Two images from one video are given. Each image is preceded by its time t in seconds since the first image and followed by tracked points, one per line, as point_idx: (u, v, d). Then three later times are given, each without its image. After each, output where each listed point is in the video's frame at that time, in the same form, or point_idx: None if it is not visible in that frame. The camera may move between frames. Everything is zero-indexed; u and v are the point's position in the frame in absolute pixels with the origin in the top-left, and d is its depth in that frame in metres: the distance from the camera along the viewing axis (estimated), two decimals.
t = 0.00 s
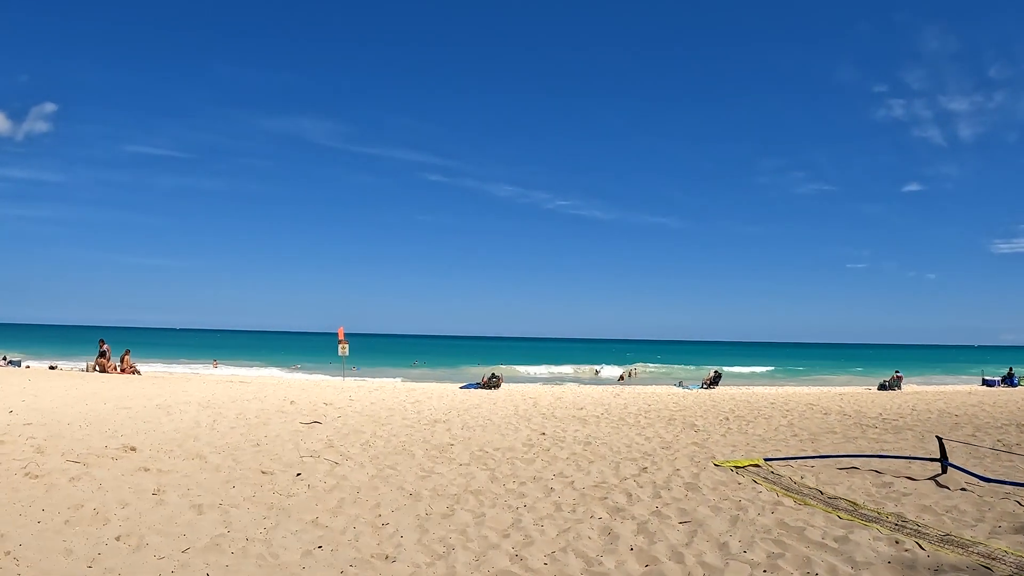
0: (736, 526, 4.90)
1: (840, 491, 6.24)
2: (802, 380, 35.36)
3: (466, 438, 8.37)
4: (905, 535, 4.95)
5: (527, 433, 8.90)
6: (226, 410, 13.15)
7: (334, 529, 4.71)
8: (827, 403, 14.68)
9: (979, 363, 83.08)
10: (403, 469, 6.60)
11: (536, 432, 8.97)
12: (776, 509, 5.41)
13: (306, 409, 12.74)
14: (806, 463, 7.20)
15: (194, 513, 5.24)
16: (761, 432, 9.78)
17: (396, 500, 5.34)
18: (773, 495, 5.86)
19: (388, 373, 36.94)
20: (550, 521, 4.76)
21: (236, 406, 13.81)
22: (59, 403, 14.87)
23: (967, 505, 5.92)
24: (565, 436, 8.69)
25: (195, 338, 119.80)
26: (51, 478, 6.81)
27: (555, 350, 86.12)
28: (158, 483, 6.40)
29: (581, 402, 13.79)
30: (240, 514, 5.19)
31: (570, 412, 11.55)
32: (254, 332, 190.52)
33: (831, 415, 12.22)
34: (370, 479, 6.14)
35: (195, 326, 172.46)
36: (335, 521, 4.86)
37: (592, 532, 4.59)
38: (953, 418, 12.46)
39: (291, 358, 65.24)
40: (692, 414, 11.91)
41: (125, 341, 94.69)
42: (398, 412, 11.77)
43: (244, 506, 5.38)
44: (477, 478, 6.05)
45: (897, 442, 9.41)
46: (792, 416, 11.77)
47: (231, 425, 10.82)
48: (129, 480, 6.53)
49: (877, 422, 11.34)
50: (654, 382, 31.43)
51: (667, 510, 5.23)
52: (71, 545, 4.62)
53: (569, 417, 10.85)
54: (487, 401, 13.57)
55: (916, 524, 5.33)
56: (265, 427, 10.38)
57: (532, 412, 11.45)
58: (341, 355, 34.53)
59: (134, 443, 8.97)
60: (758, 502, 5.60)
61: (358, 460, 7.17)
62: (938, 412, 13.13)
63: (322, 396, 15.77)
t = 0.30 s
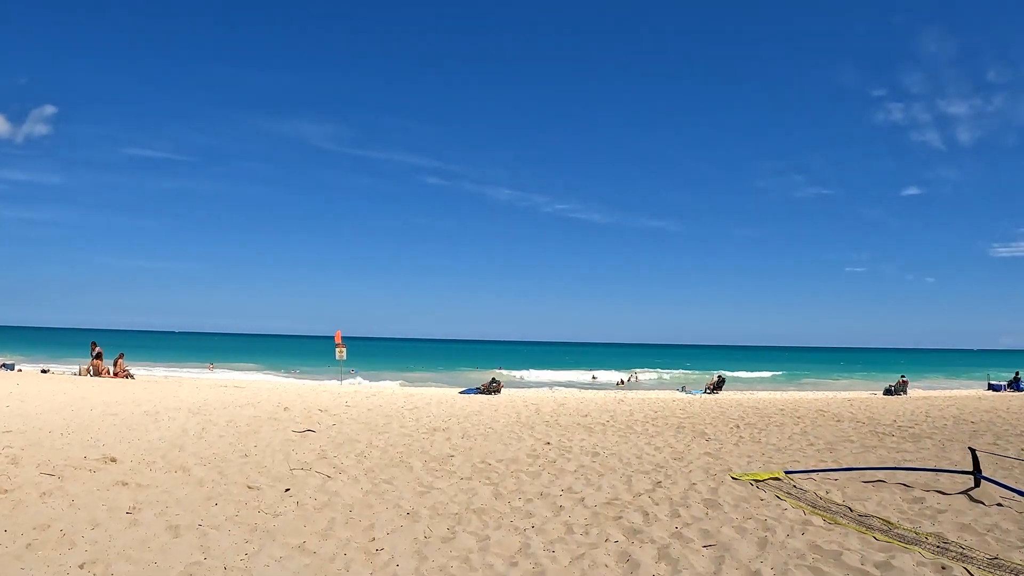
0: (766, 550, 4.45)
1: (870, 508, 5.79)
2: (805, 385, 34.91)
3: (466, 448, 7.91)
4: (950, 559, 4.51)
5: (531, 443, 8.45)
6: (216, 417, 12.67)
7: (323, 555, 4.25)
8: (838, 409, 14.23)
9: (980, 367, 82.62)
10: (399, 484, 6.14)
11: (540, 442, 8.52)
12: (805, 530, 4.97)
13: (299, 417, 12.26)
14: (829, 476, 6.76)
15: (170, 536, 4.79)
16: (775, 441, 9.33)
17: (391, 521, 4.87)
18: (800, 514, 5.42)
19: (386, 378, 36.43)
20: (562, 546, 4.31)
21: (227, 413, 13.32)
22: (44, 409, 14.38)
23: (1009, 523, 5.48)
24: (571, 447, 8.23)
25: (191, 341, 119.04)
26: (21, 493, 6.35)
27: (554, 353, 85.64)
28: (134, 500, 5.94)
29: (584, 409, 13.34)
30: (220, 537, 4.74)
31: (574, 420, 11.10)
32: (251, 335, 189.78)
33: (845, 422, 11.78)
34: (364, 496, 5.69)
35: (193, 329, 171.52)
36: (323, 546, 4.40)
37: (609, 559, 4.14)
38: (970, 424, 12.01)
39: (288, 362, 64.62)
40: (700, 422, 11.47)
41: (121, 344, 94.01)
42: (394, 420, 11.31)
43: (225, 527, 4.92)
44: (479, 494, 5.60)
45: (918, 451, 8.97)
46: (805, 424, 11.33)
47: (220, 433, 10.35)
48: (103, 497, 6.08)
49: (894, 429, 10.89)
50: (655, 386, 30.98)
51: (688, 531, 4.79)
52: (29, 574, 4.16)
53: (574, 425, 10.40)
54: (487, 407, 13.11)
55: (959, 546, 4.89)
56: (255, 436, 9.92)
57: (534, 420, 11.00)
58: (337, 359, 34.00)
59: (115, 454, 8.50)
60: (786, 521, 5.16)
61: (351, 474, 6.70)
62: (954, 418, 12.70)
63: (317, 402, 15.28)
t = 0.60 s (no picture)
0: (797, 572, 4.04)
1: (900, 522, 5.40)
2: (806, 389, 34.55)
3: (464, 456, 7.50)
4: None
5: (533, 451, 8.03)
6: (204, 423, 12.21)
7: None
8: (847, 414, 13.84)
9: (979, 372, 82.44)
10: (393, 496, 5.72)
11: (542, 450, 8.11)
12: (836, 548, 4.56)
13: (291, 423, 11.80)
14: (852, 486, 6.36)
15: (139, 556, 4.37)
16: (787, 448, 8.93)
17: (384, 539, 4.45)
18: (827, 529, 5.01)
19: (382, 383, 35.91)
20: (572, 569, 3.90)
21: (216, 419, 12.86)
22: (26, 414, 13.89)
23: None
24: (575, 455, 7.81)
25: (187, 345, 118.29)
26: None
27: (551, 358, 85.23)
28: (105, 515, 5.52)
29: (586, 414, 12.92)
30: (195, 557, 4.31)
31: (577, 426, 10.69)
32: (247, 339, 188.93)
33: (856, 427, 11.40)
34: (355, 510, 5.26)
35: (188, 334, 170.38)
36: (308, 569, 3.98)
37: None
38: (985, 429, 11.63)
39: (284, 366, 63.98)
40: (707, 428, 11.06)
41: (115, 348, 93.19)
42: (389, 427, 10.87)
43: (200, 546, 4.50)
44: (480, 509, 5.17)
45: (938, 458, 8.58)
46: (815, 430, 10.92)
47: (207, 441, 9.89)
48: (73, 511, 5.65)
49: (908, 435, 10.50)
50: (655, 392, 30.56)
51: (709, 550, 4.38)
52: None
53: (576, 431, 10.01)
54: (485, 413, 12.70)
55: (1003, 563, 4.49)
56: (243, 444, 9.50)
57: (535, 426, 10.57)
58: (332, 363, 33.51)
59: (92, 463, 8.07)
60: (813, 538, 4.75)
61: (342, 485, 6.28)
62: (967, 423, 12.33)
63: (310, 407, 14.84)
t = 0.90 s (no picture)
0: None
1: (941, 539, 4.97)
2: (806, 393, 34.23)
3: (465, 467, 7.05)
4: None
5: (537, 461, 7.58)
6: (191, 431, 11.68)
7: None
8: (858, 420, 13.42)
9: (975, 375, 82.34)
10: (389, 513, 5.26)
11: (548, 459, 7.65)
12: (881, 572, 4.13)
13: (282, 430, 11.30)
14: (882, 500, 5.93)
15: None
16: (803, 457, 8.50)
17: (381, 566, 3.98)
18: (865, 549, 4.59)
19: (378, 387, 35.31)
20: None
21: (204, 425, 12.33)
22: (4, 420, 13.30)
23: None
24: (583, 465, 7.36)
25: (180, 348, 117.25)
26: None
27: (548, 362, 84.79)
28: (72, 536, 5.04)
29: (589, 420, 12.46)
30: None
31: (581, 433, 10.24)
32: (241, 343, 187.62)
33: (870, 434, 10.99)
34: (348, 531, 4.80)
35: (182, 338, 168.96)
36: None
37: None
38: (1002, 434, 11.24)
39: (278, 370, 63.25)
40: (716, 434, 10.63)
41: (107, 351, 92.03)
42: (385, 435, 10.39)
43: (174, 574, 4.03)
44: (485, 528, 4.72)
45: (962, 466, 8.16)
46: (828, 436, 10.51)
47: (191, 450, 9.39)
48: (36, 531, 5.16)
49: (925, 442, 10.09)
50: (655, 397, 30.12)
51: None
52: None
53: (580, 439, 9.55)
54: (484, 420, 12.23)
55: None
56: (229, 454, 9.00)
57: (537, 433, 10.12)
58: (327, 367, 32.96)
59: (66, 475, 7.56)
60: (853, 561, 4.32)
61: (333, 501, 5.81)
62: (983, 428, 11.94)
63: (303, 413, 14.32)
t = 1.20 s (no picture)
0: None
1: (980, 563, 4.61)
2: (804, 398, 34.04)
3: (464, 484, 6.65)
4: None
5: (539, 476, 7.18)
6: (176, 442, 11.23)
7: None
8: (864, 429, 13.11)
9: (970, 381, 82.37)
10: (383, 538, 4.86)
11: (551, 474, 7.26)
12: None
13: (271, 442, 10.86)
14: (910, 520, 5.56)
15: None
16: (817, 470, 8.14)
17: None
18: None
19: (371, 394, 34.80)
20: None
21: (190, 436, 11.87)
22: None
23: None
24: (588, 481, 6.97)
25: (172, 354, 116.19)
26: None
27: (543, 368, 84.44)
28: (37, 564, 4.64)
29: (590, 430, 12.07)
30: None
31: (582, 445, 9.86)
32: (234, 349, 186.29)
33: (880, 444, 10.67)
34: (337, 559, 4.40)
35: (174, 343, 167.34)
36: None
37: None
38: (1015, 443, 10.93)
39: (270, 376, 62.50)
40: (722, 445, 10.26)
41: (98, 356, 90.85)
42: (378, 447, 9.97)
43: None
44: (488, 556, 4.33)
45: (982, 479, 7.81)
46: (838, 447, 10.16)
47: (174, 464, 8.94)
48: None
49: (939, 452, 9.77)
50: (653, 404, 29.76)
51: None
52: None
53: (583, 451, 9.16)
54: (482, 430, 11.82)
55: None
56: (215, 468, 8.57)
57: (537, 445, 9.73)
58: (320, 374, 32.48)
59: (37, 493, 7.12)
60: None
61: (323, 524, 5.40)
62: (993, 436, 11.65)
63: (293, 424, 13.87)
